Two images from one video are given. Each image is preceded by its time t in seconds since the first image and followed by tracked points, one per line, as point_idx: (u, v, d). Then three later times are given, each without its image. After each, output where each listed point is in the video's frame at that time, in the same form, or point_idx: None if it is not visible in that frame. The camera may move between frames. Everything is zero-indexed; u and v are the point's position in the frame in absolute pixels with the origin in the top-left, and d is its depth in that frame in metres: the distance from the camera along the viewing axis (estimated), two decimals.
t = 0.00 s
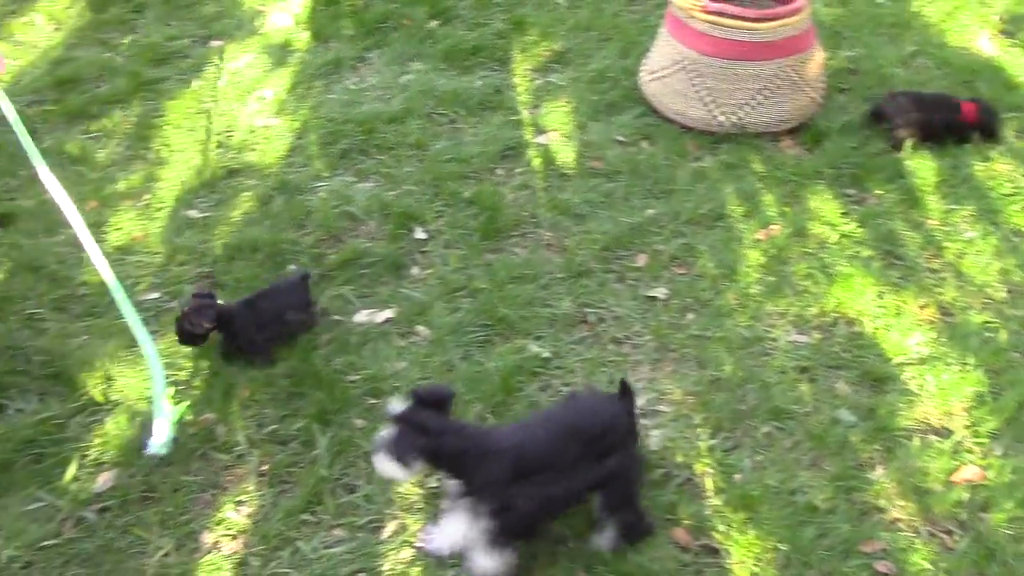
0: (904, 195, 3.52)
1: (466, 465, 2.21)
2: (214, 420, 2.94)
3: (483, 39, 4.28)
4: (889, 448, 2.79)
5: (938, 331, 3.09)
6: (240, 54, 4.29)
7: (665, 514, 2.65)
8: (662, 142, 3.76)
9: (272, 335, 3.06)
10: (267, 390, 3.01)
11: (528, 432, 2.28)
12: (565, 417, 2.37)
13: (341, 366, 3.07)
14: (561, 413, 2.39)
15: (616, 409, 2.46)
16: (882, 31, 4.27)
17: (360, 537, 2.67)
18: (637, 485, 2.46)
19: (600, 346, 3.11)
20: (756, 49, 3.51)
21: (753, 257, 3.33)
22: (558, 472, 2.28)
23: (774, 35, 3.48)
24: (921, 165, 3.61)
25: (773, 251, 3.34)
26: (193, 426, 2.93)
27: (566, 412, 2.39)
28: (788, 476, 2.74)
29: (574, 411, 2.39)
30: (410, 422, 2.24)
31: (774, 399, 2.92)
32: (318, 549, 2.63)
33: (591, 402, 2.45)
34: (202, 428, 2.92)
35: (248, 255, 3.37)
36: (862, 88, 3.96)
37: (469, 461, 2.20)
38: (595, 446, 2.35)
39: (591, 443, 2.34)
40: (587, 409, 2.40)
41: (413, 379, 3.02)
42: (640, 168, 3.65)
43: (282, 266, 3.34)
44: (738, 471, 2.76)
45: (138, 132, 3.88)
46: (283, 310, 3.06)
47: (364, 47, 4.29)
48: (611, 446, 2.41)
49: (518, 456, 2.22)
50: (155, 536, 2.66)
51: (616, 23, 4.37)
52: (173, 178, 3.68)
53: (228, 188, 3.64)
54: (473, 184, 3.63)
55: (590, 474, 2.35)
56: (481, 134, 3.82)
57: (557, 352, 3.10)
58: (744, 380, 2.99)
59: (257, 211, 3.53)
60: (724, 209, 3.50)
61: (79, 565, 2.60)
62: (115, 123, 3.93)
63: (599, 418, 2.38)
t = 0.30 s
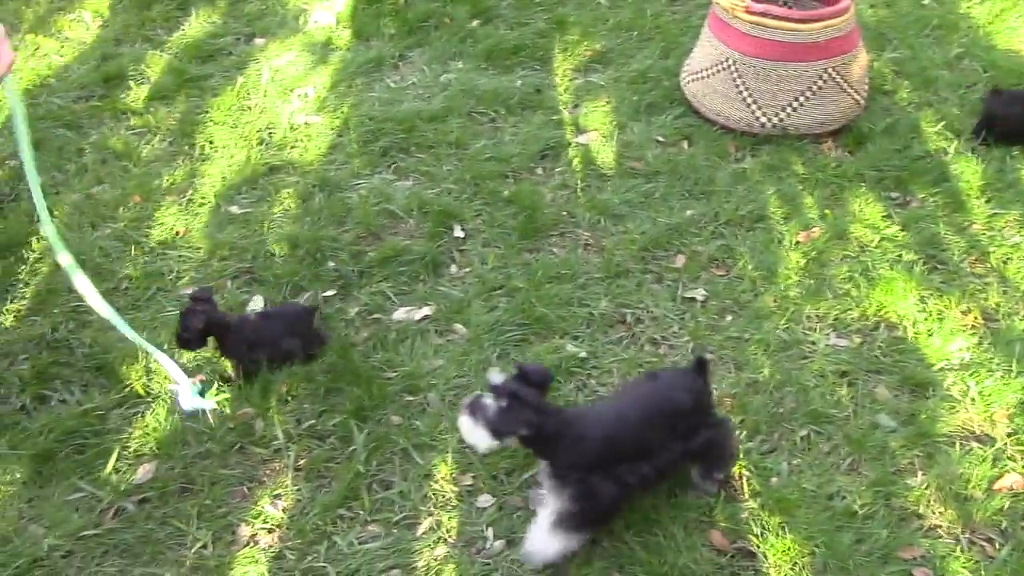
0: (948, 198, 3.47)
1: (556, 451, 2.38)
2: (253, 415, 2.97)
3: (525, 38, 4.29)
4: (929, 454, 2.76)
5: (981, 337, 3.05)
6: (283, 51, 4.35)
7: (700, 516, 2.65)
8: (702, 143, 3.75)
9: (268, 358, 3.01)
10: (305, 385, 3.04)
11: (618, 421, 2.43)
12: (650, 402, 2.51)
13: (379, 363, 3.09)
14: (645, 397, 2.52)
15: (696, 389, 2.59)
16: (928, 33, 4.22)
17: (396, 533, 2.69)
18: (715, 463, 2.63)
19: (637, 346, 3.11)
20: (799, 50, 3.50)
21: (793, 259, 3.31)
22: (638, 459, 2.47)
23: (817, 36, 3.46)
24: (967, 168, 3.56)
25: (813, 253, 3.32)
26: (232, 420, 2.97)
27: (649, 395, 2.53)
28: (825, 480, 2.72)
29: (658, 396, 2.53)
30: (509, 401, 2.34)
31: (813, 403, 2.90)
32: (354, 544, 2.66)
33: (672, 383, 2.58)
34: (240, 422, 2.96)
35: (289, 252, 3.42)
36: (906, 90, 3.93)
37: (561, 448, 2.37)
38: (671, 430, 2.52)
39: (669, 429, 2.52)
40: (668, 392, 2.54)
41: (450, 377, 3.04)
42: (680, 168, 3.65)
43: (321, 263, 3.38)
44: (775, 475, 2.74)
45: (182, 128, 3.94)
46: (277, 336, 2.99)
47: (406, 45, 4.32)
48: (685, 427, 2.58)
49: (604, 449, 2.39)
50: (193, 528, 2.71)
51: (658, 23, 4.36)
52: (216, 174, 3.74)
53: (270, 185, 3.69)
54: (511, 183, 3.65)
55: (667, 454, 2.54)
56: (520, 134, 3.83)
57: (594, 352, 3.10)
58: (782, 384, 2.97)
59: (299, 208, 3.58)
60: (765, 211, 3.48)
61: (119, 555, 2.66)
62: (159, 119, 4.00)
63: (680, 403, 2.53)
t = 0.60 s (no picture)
0: (959, 199, 3.46)
1: (531, 512, 2.28)
2: (262, 412, 2.99)
3: (535, 37, 4.29)
4: (938, 456, 2.75)
5: (991, 338, 3.04)
6: (294, 50, 4.36)
7: (709, 516, 2.66)
8: (712, 143, 3.75)
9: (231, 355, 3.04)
10: (314, 382, 3.04)
11: (578, 463, 2.35)
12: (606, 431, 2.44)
13: (389, 361, 3.10)
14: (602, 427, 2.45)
15: (644, 402, 2.53)
16: (940, 33, 4.21)
17: (404, 531, 2.69)
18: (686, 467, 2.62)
19: (646, 345, 3.13)
20: (811, 50, 3.49)
21: (803, 260, 3.31)
22: (616, 489, 2.39)
23: (829, 36, 3.45)
24: (979, 168, 3.55)
25: (823, 254, 3.32)
26: (241, 417, 2.98)
27: (602, 424, 2.46)
28: (834, 481, 2.71)
29: (612, 422, 2.46)
30: (470, 486, 2.23)
31: (821, 404, 2.90)
32: (362, 541, 2.67)
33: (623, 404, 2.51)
34: (250, 419, 2.97)
35: (298, 250, 3.43)
36: (916, 91, 3.92)
37: (538, 510, 2.28)
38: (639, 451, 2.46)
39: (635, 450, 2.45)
40: (622, 415, 2.47)
41: (459, 376, 3.05)
42: (690, 168, 3.64)
43: (331, 262, 3.40)
44: (783, 475, 2.74)
45: (192, 125, 3.95)
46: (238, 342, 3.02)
47: (416, 44, 4.33)
48: (647, 441, 2.50)
49: (582, 495, 2.31)
50: (202, 525, 2.72)
51: (668, 23, 4.35)
52: (226, 171, 3.75)
53: (280, 183, 3.70)
54: (521, 182, 3.65)
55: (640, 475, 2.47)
56: (530, 133, 3.84)
57: (603, 351, 3.11)
58: (791, 384, 2.96)
59: (309, 206, 3.59)
60: (775, 211, 3.47)
61: (128, 551, 2.67)
62: (169, 116, 4.02)
63: (637, 424, 2.47)
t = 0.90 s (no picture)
0: (957, 200, 3.47)
1: (313, 497, 2.32)
2: (262, 412, 2.99)
3: (535, 37, 4.29)
4: (937, 456, 2.76)
5: (989, 339, 3.05)
6: (293, 49, 4.36)
7: (707, 516, 2.67)
8: (711, 143, 3.75)
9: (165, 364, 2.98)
10: (313, 382, 3.04)
11: (356, 482, 2.33)
12: (428, 449, 2.39)
13: (388, 361, 3.10)
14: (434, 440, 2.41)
15: (465, 444, 2.38)
16: (939, 34, 4.21)
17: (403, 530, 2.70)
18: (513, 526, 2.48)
19: (645, 345, 3.14)
20: (810, 50, 3.50)
21: (801, 260, 3.31)
22: (365, 513, 2.31)
23: (829, 36, 3.46)
24: (977, 168, 3.55)
25: (821, 254, 3.32)
26: (240, 416, 2.98)
27: (385, 451, 2.40)
28: (832, 481, 2.72)
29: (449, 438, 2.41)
30: (281, 463, 2.33)
31: (819, 404, 2.90)
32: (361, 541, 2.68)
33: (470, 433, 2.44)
34: (250, 419, 2.98)
35: (297, 250, 3.43)
36: (916, 91, 3.92)
37: (311, 490, 2.32)
38: (504, 438, 2.81)
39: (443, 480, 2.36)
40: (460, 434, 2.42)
41: (458, 375, 3.05)
42: (689, 168, 3.64)
43: (330, 261, 3.40)
44: (782, 475, 2.75)
45: (191, 125, 3.96)
46: (169, 359, 2.97)
47: (415, 44, 4.33)
48: (456, 479, 2.38)
49: (347, 504, 2.30)
50: (201, 524, 2.73)
51: (668, 23, 4.35)
52: (225, 171, 3.75)
53: (280, 182, 3.71)
54: (520, 182, 3.65)
55: (431, 505, 2.38)
56: (530, 132, 3.84)
57: (602, 351, 3.12)
58: (790, 384, 2.97)
59: (308, 206, 3.60)
60: (773, 211, 3.48)
61: (127, 550, 2.68)
62: (169, 116, 4.02)
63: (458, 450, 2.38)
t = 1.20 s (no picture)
0: (956, 200, 3.47)
1: None
2: (260, 411, 2.99)
3: (534, 37, 4.28)
4: (935, 456, 2.76)
5: (987, 339, 3.05)
6: (292, 48, 4.35)
7: (705, 516, 2.68)
8: (710, 143, 3.75)
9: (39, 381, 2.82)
10: (312, 381, 3.05)
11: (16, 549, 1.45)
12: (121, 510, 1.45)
13: (387, 360, 3.10)
14: (158, 496, 1.48)
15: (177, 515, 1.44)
16: (938, 34, 4.21)
17: (401, 530, 2.71)
18: None
19: (643, 345, 3.14)
20: (809, 50, 3.51)
21: (800, 260, 3.31)
22: None
23: (828, 36, 3.48)
24: (976, 169, 3.55)
25: (820, 255, 3.32)
26: (239, 415, 2.98)
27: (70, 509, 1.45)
28: (830, 481, 2.72)
29: (164, 488, 1.49)
30: None
31: (818, 404, 2.91)
32: (360, 540, 2.69)
33: (220, 497, 1.51)
34: (248, 418, 2.98)
35: (296, 249, 3.43)
36: (914, 91, 3.92)
37: None
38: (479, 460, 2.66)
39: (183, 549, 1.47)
40: (193, 504, 1.47)
41: (456, 375, 3.06)
42: (687, 169, 3.64)
43: (329, 260, 3.40)
44: (780, 475, 2.75)
45: (190, 124, 3.95)
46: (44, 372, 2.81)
47: (414, 43, 4.32)
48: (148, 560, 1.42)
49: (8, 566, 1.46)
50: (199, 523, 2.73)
51: (667, 23, 4.35)
52: (223, 170, 3.75)
53: (278, 181, 3.70)
54: (519, 181, 3.65)
55: None
56: (529, 132, 3.84)
57: (600, 351, 3.12)
58: (788, 384, 2.97)
59: (307, 205, 3.60)
60: (772, 211, 3.48)
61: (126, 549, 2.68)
62: (167, 115, 4.01)
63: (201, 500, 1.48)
